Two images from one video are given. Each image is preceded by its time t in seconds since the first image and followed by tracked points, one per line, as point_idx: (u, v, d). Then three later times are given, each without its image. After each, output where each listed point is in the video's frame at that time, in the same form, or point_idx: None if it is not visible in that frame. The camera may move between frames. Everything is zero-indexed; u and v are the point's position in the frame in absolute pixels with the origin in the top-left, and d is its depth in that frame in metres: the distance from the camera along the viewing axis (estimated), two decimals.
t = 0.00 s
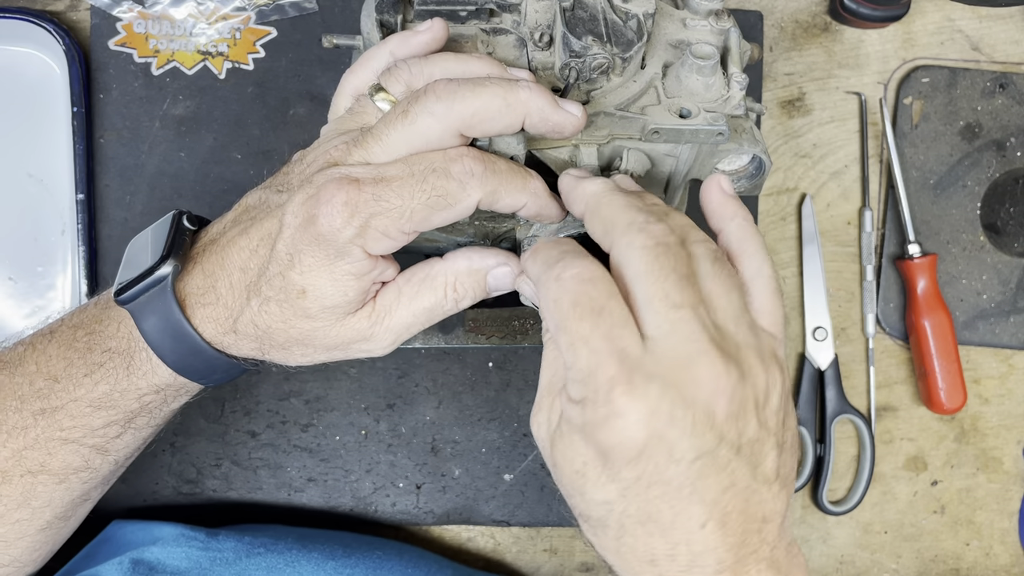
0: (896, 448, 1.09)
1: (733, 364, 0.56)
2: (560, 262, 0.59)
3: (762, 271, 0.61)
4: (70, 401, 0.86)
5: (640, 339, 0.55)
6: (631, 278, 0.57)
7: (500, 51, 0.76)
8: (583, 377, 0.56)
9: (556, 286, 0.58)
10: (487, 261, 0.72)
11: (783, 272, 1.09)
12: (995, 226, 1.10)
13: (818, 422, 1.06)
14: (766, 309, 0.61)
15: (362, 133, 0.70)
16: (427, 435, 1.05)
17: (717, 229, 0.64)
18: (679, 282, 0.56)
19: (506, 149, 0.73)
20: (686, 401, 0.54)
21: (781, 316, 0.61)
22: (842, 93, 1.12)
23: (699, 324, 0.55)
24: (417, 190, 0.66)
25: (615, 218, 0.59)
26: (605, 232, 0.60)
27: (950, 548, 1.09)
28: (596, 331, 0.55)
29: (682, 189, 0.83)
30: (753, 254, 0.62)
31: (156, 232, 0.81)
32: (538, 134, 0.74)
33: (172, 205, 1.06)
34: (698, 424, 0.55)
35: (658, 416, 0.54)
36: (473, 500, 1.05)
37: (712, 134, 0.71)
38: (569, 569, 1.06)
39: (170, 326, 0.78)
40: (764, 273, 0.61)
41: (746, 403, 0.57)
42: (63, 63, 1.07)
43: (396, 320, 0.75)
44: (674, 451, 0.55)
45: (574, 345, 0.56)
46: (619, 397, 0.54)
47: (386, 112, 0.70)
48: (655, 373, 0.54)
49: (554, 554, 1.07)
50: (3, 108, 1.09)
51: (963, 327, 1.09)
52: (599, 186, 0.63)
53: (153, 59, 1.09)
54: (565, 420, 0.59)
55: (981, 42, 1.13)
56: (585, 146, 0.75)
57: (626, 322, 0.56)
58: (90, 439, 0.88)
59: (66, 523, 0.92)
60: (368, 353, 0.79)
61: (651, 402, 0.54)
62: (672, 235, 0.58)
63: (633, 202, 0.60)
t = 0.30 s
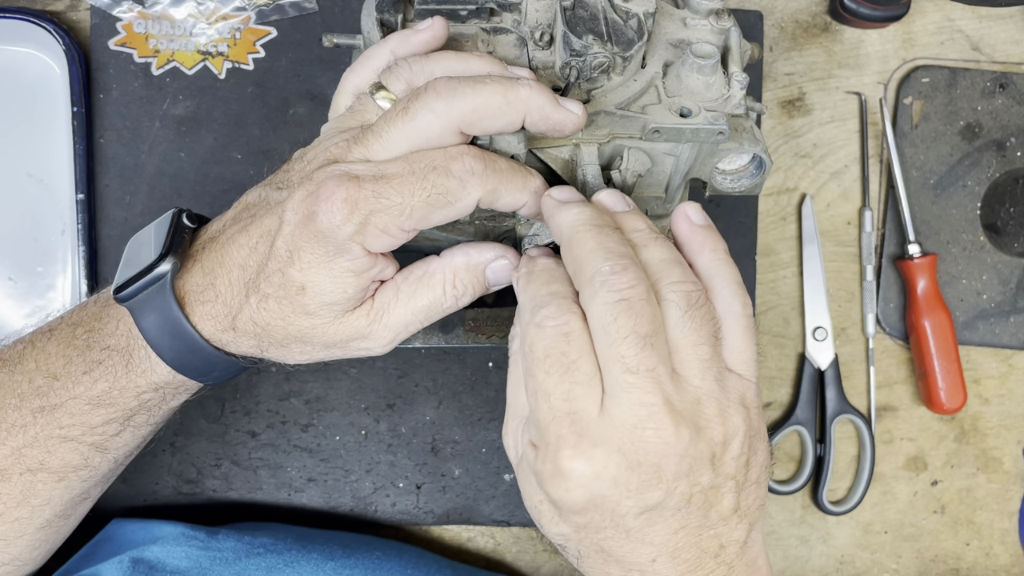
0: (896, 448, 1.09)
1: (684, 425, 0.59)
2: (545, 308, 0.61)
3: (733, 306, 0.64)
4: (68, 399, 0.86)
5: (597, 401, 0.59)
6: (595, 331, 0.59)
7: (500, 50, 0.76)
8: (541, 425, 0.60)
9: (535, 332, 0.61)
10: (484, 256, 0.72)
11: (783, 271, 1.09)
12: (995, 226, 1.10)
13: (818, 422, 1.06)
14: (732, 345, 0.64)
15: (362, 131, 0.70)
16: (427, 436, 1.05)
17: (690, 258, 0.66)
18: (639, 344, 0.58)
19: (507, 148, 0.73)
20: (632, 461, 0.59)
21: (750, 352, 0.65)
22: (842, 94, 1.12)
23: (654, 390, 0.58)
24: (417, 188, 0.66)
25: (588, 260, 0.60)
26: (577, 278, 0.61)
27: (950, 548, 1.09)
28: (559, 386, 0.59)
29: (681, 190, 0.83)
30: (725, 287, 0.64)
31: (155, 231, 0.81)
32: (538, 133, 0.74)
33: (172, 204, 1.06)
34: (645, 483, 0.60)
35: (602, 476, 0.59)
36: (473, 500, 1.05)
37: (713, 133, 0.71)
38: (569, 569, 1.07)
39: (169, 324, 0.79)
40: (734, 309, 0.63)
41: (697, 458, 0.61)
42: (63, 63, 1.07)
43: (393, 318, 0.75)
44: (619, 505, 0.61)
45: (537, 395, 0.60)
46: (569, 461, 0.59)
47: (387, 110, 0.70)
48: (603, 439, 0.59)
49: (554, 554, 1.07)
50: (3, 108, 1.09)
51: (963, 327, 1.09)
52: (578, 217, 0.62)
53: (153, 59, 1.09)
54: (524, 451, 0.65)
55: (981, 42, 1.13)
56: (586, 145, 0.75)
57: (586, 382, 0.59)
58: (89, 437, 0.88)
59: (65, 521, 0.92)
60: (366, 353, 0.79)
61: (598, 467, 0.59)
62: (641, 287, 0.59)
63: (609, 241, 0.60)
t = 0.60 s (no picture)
0: (896, 448, 1.09)
1: (670, 420, 0.59)
2: (547, 298, 0.61)
3: (723, 300, 0.64)
4: (68, 399, 0.86)
5: (588, 394, 0.59)
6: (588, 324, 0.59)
7: (500, 50, 0.75)
8: (533, 416, 0.61)
9: (536, 321, 0.61)
10: (484, 254, 0.72)
11: (783, 271, 1.09)
12: (995, 226, 1.10)
13: (818, 422, 1.06)
14: (723, 339, 0.64)
15: (362, 132, 0.70)
16: (427, 436, 1.05)
17: (682, 253, 0.66)
18: (629, 337, 0.58)
19: (506, 149, 0.73)
20: (619, 456, 0.59)
21: (741, 347, 0.64)
22: (842, 94, 1.12)
23: (642, 384, 0.58)
24: (418, 189, 0.66)
25: (581, 253, 0.60)
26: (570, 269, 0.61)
27: (950, 548, 1.09)
28: (552, 377, 0.59)
29: (681, 190, 0.83)
30: (716, 282, 0.64)
31: (155, 231, 0.81)
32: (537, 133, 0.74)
33: (172, 204, 1.06)
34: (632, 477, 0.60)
35: (588, 469, 0.59)
36: (473, 500, 1.05)
37: (713, 134, 0.71)
38: (569, 569, 1.07)
39: (169, 324, 0.78)
40: (726, 302, 0.63)
41: (684, 453, 0.61)
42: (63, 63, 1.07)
43: (393, 318, 0.75)
44: (606, 500, 0.62)
45: (530, 385, 0.60)
46: (555, 451, 0.59)
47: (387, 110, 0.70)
48: (591, 433, 0.59)
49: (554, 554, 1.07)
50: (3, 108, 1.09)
51: (963, 327, 1.09)
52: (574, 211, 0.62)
53: (153, 59, 1.09)
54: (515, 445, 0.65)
55: (981, 43, 1.13)
56: (586, 146, 0.75)
57: (578, 375, 0.59)
58: (89, 437, 0.88)
59: (65, 521, 0.92)
60: (366, 353, 0.79)
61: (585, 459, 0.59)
62: (632, 280, 0.59)
63: (602, 235, 0.61)
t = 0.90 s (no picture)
0: (896, 448, 1.09)
1: (629, 432, 0.60)
2: (516, 299, 0.62)
3: (708, 312, 0.62)
4: (68, 398, 0.86)
5: (548, 400, 0.60)
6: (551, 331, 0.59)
7: (500, 49, 0.75)
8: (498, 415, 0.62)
9: (504, 324, 0.61)
10: (484, 250, 0.72)
11: (783, 271, 1.09)
12: (995, 226, 1.10)
13: (818, 422, 1.06)
14: (705, 352, 0.62)
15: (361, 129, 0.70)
16: (427, 435, 1.05)
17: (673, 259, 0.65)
18: (589, 350, 0.58)
19: (506, 147, 0.73)
20: (575, 461, 0.61)
21: (726, 360, 0.63)
22: (842, 93, 1.12)
23: (601, 397, 0.59)
24: (417, 187, 0.66)
25: (553, 259, 0.60)
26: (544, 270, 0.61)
27: (950, 548, 1.09)
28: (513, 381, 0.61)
29: (680, 189, 0.83)
30: (703, 292, 0.63)
31: (154, 230, 0.81)
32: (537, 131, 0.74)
33: (172, 204, 1.06)
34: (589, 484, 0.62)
35: (542, 472, 0.61)
36: (473, 500, 1.05)
37: (713, 133, 0.71)
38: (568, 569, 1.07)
39: (169, 323, 0.79)
40: (710, 316, 0.62)
41: (643, 464, 0.61)
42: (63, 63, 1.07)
43: (393, 315, 0.75)
44: (568, 502, 0.63)
45: (498, 385, 0.62)
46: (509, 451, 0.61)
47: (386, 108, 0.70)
48: (546, 438, 0.60)
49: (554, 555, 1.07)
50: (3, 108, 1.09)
51: (963, 327, 1.09)
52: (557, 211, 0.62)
53: (153, 59, 1.09)
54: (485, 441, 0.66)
55: (982, 42, 1.13)
56: (586, 144, 0.75)
57: (539, 381, 0.60)
58: (89, 436, 0.88)
59: (65, 520, 0.92)
60: (367, 349, 0.79)
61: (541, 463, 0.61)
62: (598, 292, 0.58)
63: (575, 241, 0.60)
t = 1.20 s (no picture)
0: (896, 448, 1.09)
1: (658, 448, 0.57)
2: (540, 305, 0.58)
3: (740, 332, 0.60)
4: (68, 399, 0.86)
5: (575, 412, 0.57)
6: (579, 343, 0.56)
7: (500, 50, 0.75)
8: (521, 425, 0.59)
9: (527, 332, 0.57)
10: (484, 251, 0.72)
11: (783, 271, 1.09)
12: (995, 226, 1.10)
13: (818, 422, 1.06)
14: (734, 371, 0.60)
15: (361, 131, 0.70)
16: (427, 435, 1.05)
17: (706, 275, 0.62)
18: (622, 368, 0.55)
19: (506, 148, 0.73)
20: (602, 477, 0.58)
21: (753, 379, 0.60)
22: (842, 94, 1.12)
23: (633, 414, 0.56)
24: (417, 187, 0.66)
25: (585, 271, 0.56)
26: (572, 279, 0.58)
27: (950, 548, 1.09)
28: (538, 393, 0.57)
29: (680, 190, 0.83)
30: (736, 312, 0.60)
31: (154, 230, 0.81)
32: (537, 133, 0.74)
33: (172, 204, 1.06)
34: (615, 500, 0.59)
35: (568, 486, 0.58)
36: (473, 500, 1.05)
37: (713, 133, 0.71)
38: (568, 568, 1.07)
39: (169, 324, 0.78)
40: (742, 337, 0.60)
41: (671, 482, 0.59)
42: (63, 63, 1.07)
43: (394, 315, 0.75)
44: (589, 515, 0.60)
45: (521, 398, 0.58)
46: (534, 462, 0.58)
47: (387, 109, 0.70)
48: (575, 451, 0.57)
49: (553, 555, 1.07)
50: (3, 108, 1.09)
51: (963, 327, 1.09)
52: (587, 215, 0.58)
53: (153, 59, 1.09)
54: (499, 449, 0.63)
55: (981, 42, 1.13)
56: (586, 146, 0.75)
57: (566, 391, 0.56)
58: (89, 437, 0.88)
59: (65, 521, 0.92)
60: (368, 350, 0.79)
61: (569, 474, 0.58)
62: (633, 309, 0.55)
63: (609, 253, 0.56)
